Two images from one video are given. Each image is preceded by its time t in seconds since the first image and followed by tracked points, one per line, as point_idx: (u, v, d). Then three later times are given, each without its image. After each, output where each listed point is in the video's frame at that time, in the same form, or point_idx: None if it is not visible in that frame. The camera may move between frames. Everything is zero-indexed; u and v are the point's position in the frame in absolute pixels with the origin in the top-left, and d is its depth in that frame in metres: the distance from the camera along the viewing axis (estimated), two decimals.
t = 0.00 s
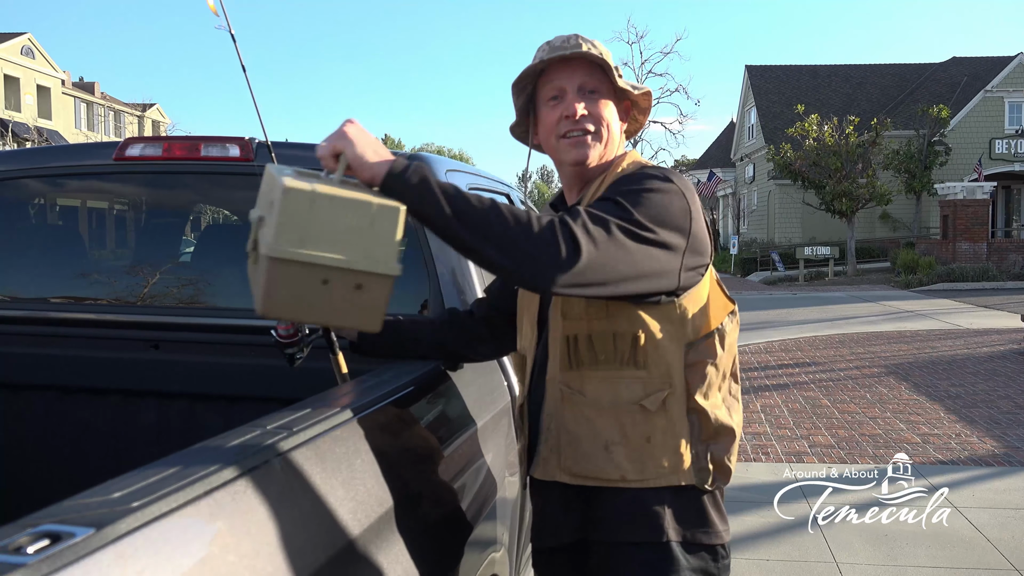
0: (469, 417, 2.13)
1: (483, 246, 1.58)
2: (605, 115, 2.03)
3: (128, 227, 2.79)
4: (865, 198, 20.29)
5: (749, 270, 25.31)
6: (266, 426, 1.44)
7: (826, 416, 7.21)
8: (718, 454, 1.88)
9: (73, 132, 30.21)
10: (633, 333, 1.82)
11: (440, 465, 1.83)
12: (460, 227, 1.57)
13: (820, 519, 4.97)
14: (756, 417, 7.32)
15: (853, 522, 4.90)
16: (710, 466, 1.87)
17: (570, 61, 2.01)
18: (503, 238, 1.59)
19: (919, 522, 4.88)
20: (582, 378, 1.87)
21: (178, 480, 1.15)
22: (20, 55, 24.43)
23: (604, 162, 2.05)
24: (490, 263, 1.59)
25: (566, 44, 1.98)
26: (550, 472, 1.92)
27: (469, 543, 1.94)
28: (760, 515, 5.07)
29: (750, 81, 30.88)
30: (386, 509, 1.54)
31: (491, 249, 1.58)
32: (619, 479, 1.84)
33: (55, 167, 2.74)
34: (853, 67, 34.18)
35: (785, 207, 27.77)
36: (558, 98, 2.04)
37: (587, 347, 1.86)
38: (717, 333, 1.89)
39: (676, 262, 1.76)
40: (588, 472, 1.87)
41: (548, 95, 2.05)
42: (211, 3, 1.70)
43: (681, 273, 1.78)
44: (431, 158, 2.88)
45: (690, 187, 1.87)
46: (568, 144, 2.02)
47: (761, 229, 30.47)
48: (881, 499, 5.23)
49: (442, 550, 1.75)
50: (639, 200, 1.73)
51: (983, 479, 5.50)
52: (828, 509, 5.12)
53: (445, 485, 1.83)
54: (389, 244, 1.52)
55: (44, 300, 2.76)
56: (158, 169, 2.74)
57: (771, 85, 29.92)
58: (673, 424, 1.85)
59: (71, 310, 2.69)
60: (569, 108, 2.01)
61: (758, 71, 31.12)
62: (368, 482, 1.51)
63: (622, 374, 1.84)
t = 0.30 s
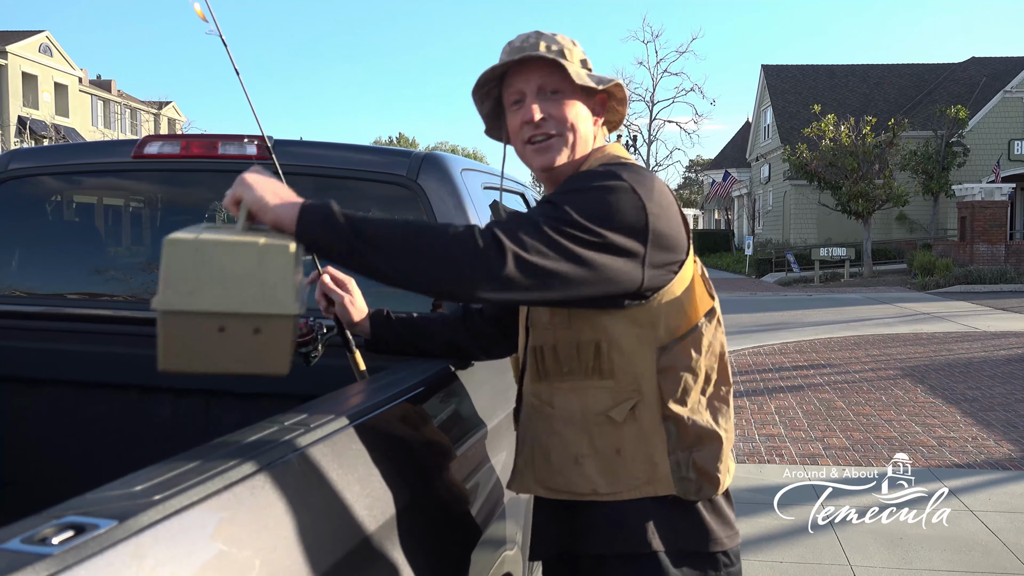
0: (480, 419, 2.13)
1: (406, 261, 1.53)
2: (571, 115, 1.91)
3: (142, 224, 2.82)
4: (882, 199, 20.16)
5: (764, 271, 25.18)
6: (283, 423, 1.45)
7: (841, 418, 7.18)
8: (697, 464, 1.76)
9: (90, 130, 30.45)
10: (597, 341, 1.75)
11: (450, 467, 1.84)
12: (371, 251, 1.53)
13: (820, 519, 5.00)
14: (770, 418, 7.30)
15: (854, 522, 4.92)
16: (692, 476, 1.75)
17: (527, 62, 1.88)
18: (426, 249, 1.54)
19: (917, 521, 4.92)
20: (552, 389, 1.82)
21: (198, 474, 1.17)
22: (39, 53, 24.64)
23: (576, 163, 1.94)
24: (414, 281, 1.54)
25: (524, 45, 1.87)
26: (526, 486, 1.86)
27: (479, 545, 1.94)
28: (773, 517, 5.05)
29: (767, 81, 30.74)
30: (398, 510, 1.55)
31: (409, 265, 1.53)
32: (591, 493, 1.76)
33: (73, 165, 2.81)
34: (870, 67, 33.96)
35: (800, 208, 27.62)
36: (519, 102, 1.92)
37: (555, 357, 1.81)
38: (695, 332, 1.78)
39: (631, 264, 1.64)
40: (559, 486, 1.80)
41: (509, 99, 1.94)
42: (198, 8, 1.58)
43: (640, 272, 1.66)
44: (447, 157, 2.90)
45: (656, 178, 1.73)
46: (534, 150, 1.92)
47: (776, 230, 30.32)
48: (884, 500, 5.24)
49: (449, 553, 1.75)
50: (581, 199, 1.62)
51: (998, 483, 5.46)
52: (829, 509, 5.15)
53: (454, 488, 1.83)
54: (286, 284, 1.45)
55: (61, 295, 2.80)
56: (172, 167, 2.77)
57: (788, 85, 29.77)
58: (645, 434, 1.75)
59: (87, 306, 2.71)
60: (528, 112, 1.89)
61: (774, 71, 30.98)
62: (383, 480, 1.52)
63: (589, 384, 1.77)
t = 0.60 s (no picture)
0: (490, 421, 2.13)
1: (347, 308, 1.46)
2: (512, 138, 1.77)
3: (157, 222, 2.88)
4: (897, 200, 20.04)
5: (777, 272, 25.04)
6: (301, 420, 1.45)
7: (854, 420, 7.14)
8: (681, 471, 1.67)
9: (106, 128, 30.61)
10: (563, 355, 1.65)
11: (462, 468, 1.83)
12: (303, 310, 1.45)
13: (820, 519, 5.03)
14: (782, 420, 7.27)
15: (855, 522, 4.95)
16: (676, 485, 1.67)
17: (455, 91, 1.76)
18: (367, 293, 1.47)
19: (916, 521, 4.95)
20: (524, 409, 1.72)
21: (217, 469, 1.18)
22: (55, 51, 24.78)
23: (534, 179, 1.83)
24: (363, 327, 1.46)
25: (450, 74, 1.75)
26: (512, 507, 1.77)
27: (491, 547, 1.93)
28: (785, 519, 5.04)
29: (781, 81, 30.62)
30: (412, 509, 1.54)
31: (353, 313, 1.46)
32: (574, 510, 1.68)
33: (87, 163, 2.83)
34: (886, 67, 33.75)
35: (814, 209, 27.48)
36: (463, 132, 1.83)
37: (523, 376, 1.70)
38: (666, 335, 1.67)
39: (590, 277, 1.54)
40: (542, 505, 1.71)
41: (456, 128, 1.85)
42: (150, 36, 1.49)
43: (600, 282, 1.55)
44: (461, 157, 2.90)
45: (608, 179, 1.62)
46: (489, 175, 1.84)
47: (790, 231, 30.18)
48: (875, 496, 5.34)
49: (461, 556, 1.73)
50: (525, 220, 1.53)
51: (1014, 486, 5.43)
52: (828, 509, 5.19)
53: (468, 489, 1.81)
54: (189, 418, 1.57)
55: (76, 292, 2.81)
56: (187, 165, 2.79)
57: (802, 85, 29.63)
58: (623, 446, 1.66)
59: (104, 303, 2.72)
60: (469, 145, 1.80)
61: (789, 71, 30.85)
62: (398, 477, 1.53)
63: (560, 401, 1.67)
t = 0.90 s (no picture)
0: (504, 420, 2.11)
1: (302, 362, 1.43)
2: (458, 162, 1.74)
3: (169, 221, 2.89)
4: (910, 201, 19.92)
5: (788, 273, 24.92)
6: (316, 419, 1.45)
7: (866, 422, 7.11)
8: (665, 471, 1.63)
9: (119, 129, 30.76)
10: (536, 370, 1.63)
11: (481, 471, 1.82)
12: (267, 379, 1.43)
13: (818, 518, 5.05)
14: (794, 421, 7.24)
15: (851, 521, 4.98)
16: (665, 486, 1.64)
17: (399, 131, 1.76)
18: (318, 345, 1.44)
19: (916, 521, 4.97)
20: (506, 426, 1.72)
21: (235, 467, 1.19)
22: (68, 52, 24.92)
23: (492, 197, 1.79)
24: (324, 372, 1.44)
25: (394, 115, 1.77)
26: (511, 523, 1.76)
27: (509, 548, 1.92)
28: (796, 521, 5.02)
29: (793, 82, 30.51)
30: (426, 510, 1.54)
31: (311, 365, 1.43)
32: (566, 521, 1.67)
33: (101, 163, 2.85)
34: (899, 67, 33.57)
35: (826, 210, 27.36)
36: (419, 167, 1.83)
37: (501, 394, 1.70)
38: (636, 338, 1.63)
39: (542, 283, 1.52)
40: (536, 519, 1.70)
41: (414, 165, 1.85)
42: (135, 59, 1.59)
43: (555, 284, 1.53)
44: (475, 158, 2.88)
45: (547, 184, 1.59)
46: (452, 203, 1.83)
47: (802, 232, 30.06)
48: (877, 496, 5.35)
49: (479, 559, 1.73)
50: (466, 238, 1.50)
51: None
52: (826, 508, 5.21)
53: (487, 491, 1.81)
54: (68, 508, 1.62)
55: (90, 291, 2.83)
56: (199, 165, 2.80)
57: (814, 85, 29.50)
58: (605, 453, 1.65)
59: (116, 301, 2.73)
60: (422, 177, 1.80)
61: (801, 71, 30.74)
62: (413, 476, 1.53)
63: (539, 415, 1.66)
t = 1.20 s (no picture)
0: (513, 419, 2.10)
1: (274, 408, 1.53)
2: (432, 176, 1.80)
3: (179, 223, 2.90)
4: (919, 203, 19.81)
5: (797, 275, 24.82)
6: (327, 421, 1.45)
7: (876, 424, 7.08)
8: (627, 480, 1.63)
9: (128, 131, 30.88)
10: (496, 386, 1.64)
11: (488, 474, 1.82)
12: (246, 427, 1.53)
13: (819, 518, 5.07)
14: (802, 424, 7.21)
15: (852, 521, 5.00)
16: (628, 494, 1.63)
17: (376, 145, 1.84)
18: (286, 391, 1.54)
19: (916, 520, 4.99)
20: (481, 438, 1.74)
21: (247, 469, 1.19)
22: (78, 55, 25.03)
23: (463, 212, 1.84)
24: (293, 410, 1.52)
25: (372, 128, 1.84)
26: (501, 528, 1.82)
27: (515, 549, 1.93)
28: (805, 524, 4.99)
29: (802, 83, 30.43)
30: (435, 512, 1.54)
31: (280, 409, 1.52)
32: (544, 530, 1.70)
33: (110, 165, 2.85)
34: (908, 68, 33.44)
35: (835, 211, 27.26)
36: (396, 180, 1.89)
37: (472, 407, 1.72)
38: (588, 347, 1.59)
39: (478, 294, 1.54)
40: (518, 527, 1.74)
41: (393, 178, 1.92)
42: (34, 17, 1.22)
43: (493, 294, 1.54)
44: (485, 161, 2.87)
45: (482, 199, 1.60)
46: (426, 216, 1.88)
47: (811, 233, 29.96)
48: (878, 497, 5.37)
49: (486, 561, 1.75)
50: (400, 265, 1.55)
51: None
52: (827, 509, 5.23)
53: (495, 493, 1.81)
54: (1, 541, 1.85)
55: (99, 292, 2.84)
56: (209, 167, 2.81)
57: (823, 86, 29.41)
58: (569, 464, 1.65)
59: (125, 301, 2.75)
60: (397, 190, 1.86)
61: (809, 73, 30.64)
62: (423, 479, 1.53)
63: (507, 428, 1.67)
